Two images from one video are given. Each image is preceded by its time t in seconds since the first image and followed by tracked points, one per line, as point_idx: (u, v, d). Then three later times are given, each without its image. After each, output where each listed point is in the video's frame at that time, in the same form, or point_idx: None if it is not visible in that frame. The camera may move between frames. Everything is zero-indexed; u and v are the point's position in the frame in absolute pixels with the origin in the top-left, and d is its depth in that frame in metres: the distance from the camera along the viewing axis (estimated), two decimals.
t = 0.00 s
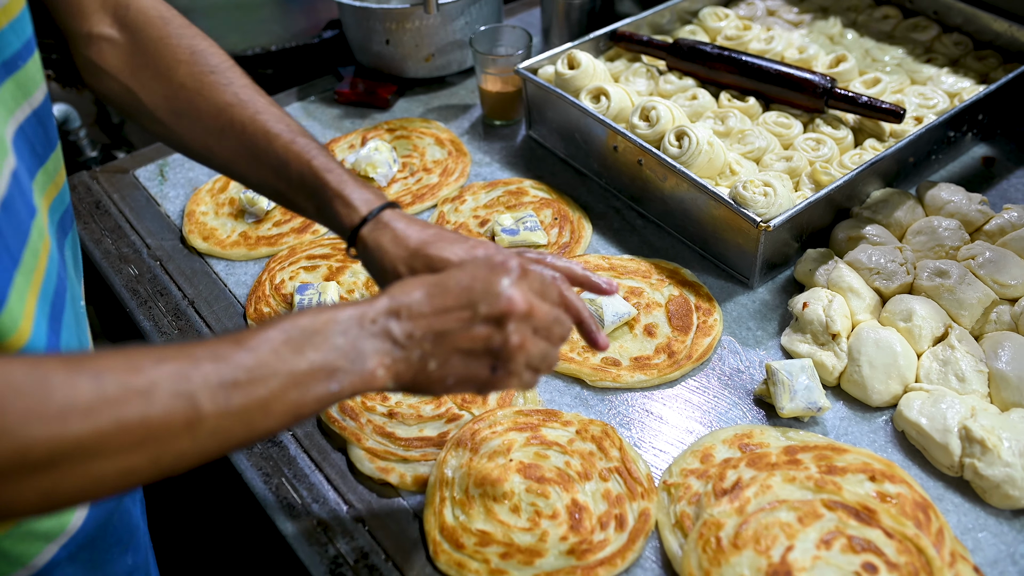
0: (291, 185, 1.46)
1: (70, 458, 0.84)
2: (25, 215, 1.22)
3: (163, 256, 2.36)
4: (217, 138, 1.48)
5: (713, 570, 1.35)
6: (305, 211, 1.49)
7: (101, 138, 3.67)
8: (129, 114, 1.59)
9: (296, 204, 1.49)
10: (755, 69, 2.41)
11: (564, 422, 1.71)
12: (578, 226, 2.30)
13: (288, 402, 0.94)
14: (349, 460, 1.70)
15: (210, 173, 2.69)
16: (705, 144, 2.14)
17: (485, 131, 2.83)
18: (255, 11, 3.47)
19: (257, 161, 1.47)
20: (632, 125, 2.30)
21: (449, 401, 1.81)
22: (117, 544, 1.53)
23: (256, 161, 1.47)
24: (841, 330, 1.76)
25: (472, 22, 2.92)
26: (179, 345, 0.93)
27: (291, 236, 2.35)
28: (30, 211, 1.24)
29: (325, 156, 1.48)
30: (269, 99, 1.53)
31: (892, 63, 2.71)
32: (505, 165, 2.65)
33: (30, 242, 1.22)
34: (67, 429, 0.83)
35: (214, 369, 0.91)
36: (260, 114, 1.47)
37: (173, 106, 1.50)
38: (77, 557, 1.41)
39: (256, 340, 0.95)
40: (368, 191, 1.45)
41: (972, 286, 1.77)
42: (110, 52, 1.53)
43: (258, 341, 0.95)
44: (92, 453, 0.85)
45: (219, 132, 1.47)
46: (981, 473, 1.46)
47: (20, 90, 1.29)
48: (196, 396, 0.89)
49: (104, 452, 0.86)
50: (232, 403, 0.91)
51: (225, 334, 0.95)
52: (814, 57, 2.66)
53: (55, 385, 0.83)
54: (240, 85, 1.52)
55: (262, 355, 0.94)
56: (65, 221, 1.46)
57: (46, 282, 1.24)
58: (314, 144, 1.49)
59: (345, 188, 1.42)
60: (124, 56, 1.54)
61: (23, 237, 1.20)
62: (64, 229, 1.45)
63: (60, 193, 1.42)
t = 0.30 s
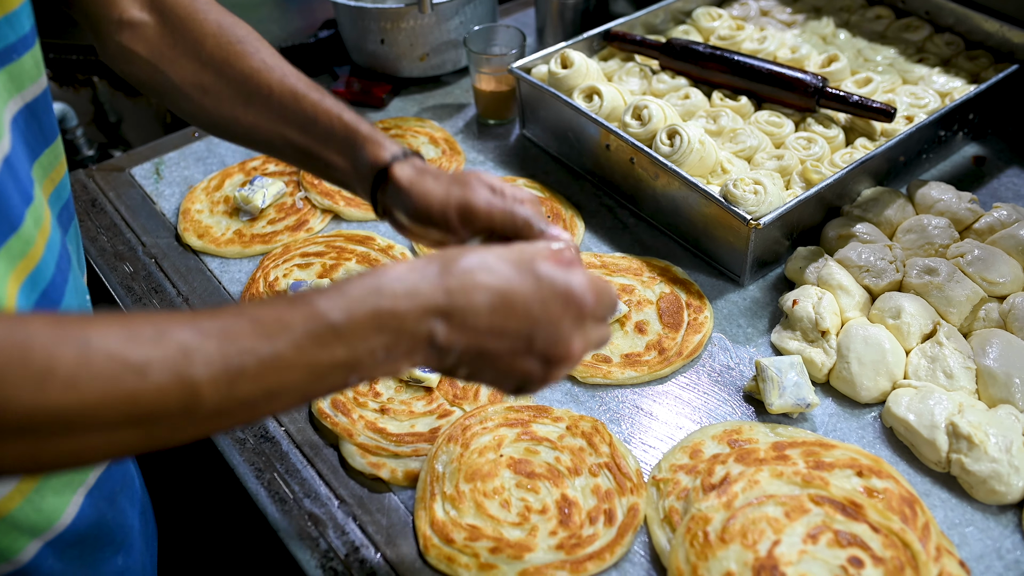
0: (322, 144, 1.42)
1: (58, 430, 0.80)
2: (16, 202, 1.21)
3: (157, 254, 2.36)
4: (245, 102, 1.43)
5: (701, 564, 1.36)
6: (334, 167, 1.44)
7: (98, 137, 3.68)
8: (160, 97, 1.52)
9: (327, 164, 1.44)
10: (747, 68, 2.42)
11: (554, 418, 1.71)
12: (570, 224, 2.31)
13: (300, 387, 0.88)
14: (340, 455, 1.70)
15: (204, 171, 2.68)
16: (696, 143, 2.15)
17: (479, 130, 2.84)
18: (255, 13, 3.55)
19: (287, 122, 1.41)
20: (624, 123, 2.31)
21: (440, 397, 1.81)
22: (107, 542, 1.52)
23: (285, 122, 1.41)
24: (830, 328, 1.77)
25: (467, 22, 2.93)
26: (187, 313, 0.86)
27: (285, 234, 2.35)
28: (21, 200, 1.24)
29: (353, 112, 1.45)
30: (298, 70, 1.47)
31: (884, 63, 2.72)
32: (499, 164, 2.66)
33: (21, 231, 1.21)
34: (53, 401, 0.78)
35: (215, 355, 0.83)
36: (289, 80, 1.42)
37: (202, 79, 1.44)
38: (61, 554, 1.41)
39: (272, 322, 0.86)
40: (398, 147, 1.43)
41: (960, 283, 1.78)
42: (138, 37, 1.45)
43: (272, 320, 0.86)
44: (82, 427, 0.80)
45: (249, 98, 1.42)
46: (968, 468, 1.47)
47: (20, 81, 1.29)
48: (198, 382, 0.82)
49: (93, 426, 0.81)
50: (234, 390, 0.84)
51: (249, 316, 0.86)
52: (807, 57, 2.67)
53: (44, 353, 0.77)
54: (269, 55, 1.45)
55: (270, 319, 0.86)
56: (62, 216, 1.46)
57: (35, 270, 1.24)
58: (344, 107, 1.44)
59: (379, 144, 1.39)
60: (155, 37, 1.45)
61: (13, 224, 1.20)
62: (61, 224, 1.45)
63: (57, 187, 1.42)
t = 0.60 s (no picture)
0: (341, 190, 1.34)
1: (62, 472, 0.82)
2: (23, 212, 1.21)
3: (156, 252, 2.37)
4: (258, 133, 1.35)
5: (694, 563, 1.36)
6: (351, 214, 1.36)
7: (99, 137, 3.69)
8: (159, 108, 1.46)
9: (343, 211, 1.36)
10: (745, 69, 2.43)
11: (549, 417, 1.71)
12: (567, 224, 2.31)
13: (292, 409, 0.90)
14: (336, 452, 1.71)
15: (203, 171, 2.69)
16: (693, 143, 2.16)
17: (477, 130, 2.84)
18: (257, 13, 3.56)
19: (303, 159, 1.34)
20: (621, 124, 2.31)
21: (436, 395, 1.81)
22: (122, 544, 1.52)
23: (303, 157, 1.34)
24: (825, 327, 1.77)
25: (465, 22, 2.94)
26: (177, 340, 0.87)
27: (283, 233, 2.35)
28: (29, 211, 1.24)
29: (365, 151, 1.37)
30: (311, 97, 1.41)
31: (882, 64, 2.72)
32: (496, 164, 2.66)
33: (29, 241, 1.21)
34: (51, 449, 0.79)
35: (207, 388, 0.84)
36: (306, 111, 1.36)
37: (211, 100, 1.37)
38: (76, 558, 1.42)
39: (264, 354, 0.86)
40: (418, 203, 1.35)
41: (955, 284, 1.78)
42: (142, 44, 1.41)
43: (261, 350, 0.87)
44: (81, 469, 0.82)
45: (261, 129, 1.34)
46: (962, 468, 1.47)
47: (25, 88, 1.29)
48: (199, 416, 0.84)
49: (94, 466, 0.83)
50: (230, 419, 0.86)
51: (235, 342, 0.86)
52: (804, 58, 2.67)
53: (44, 396, 0.79)
54: (285, 81, 1.39)
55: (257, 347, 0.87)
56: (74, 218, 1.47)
57: (45, 279, 1.24)
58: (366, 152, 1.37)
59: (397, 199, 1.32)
60: (159, 47, 1.41)
61: (21, 234, 1.19)
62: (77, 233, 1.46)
63: (68, 192, 1.42)
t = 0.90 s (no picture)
0: (270, 247, 1.45)
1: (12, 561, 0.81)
2: (26, 249, 1.20)
3: (160, 253, 2.38)
4: (202, 180, 1.43)
5: (690, 564, 1.36)
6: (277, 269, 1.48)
7: (105, 136, 3.71)
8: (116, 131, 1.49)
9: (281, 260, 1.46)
10: (747, 72, 2.43)
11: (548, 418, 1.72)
12: (568, 226, 2.32)
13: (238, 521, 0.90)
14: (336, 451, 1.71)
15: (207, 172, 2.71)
16: (694, 146, 2.16)
17: (480, 133, 2.85)
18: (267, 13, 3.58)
19: (237, 213, 1.44)
20: (623, 126, 2.32)
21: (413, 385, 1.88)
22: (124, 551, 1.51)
23: (240, 213, 1.43)
24: (825, 330, 1.77)
25: (469, 25, 2.94)
26: (141, 442, 0.87)
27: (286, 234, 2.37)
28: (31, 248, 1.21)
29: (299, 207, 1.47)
30: (260, 147, 1.48)
31: (885, 68, 2.72)
32: (499, 166, 2.67)
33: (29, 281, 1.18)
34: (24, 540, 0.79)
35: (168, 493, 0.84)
36: (250, 167, 1.43)
37: (166, 141, 1.43)
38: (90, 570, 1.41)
39: (219, 457, 0.88)
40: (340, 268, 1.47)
41: (955, 287, 1.78)
42: (109, 74, 1.43)
43: (223, 456, 0.88)
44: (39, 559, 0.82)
45: (205, 178, 1.42)
46: (960, 472, 1.46)
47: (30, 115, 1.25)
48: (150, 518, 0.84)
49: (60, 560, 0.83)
50: (181, 523, 0.86)
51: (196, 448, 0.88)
52: (807, 62, 2.68)
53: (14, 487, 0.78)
54: (238, 132, 1.45)
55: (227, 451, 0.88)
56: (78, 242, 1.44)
57: (48, 315, 1.23)
58: (298, 211, 1.46)
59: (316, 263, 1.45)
60: (124, 77, 1.44)
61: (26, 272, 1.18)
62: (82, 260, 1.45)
63: (70, 216, 1.40)
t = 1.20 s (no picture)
0: (176, 212, 1.74)
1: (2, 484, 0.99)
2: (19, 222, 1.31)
3: (163, 251, 2.39)
4: (108, 156, 1.70)
5: (687, 564, 1.36)
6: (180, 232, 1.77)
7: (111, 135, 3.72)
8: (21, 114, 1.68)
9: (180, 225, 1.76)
10: (749, 73, 2.43)
11: (547, 417, 1.72)
12: (570, 227, 2.32)
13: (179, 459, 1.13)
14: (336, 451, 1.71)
15: (211, 171, 2.74)
16: (696, 147, 2.16)
17: (483, 133, 2.86)
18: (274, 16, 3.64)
19: (143, 182, 1.72)
20: (624, 127, 2.32)
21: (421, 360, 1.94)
22: (120, 516, 1.58)
23: (142, 180, 1.71)
24: (825, 332, 1.77)
25: (472, 25, 2.95)
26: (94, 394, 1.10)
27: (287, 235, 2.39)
28: (21, 222, 1.32)
29: (195, 177, 1.77)
30: (152, 123, 1.79)
31: (889, 69, 2.72)
32: (502, 167, 2.67)
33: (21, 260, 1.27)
34: None
35: (126, 424, 1.08)
36: (150, 142, 1.73)
37: (70, 121, 1.67)
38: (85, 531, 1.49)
39: (161, 401, 1.13)
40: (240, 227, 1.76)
41: (957, 289, 1.77)
42: (10, 58, 1.61)
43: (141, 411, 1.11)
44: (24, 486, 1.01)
45: (111, 152, 1.69)
46: (960, 473, 1.46)
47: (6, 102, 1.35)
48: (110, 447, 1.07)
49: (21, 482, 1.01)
50: (137, 454, 1.09)
51: (150, 403, 1.12)
52: (810, 62, 2.67)
53: (10, 420, 0.99)
54: (133, 111, 1.75)
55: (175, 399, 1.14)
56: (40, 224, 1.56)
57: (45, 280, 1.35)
58: (198, 178, 1.77)
59: (225, 224, 1.73)
60: (24, 61, 1.63)
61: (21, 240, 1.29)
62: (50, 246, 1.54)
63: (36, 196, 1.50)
